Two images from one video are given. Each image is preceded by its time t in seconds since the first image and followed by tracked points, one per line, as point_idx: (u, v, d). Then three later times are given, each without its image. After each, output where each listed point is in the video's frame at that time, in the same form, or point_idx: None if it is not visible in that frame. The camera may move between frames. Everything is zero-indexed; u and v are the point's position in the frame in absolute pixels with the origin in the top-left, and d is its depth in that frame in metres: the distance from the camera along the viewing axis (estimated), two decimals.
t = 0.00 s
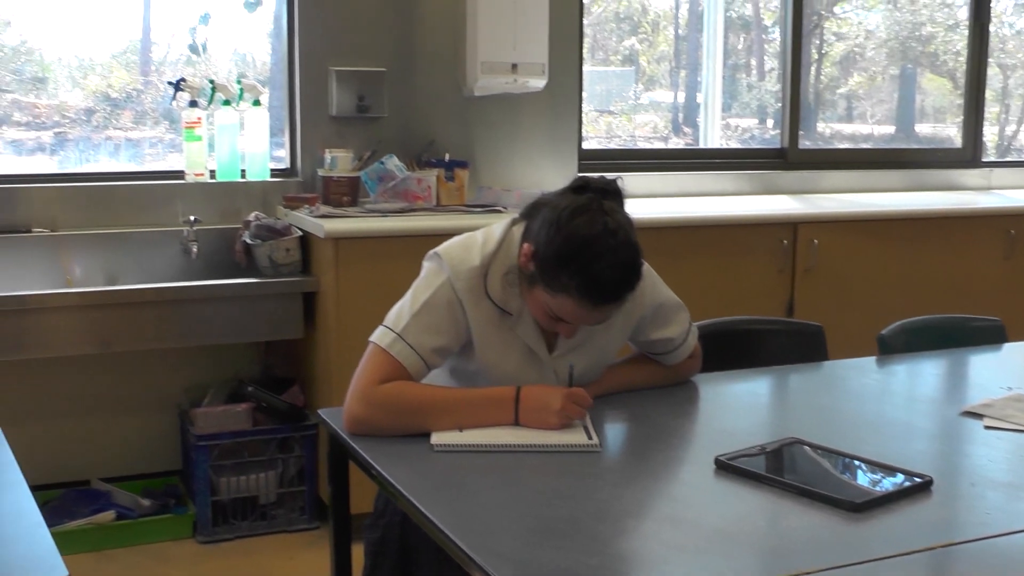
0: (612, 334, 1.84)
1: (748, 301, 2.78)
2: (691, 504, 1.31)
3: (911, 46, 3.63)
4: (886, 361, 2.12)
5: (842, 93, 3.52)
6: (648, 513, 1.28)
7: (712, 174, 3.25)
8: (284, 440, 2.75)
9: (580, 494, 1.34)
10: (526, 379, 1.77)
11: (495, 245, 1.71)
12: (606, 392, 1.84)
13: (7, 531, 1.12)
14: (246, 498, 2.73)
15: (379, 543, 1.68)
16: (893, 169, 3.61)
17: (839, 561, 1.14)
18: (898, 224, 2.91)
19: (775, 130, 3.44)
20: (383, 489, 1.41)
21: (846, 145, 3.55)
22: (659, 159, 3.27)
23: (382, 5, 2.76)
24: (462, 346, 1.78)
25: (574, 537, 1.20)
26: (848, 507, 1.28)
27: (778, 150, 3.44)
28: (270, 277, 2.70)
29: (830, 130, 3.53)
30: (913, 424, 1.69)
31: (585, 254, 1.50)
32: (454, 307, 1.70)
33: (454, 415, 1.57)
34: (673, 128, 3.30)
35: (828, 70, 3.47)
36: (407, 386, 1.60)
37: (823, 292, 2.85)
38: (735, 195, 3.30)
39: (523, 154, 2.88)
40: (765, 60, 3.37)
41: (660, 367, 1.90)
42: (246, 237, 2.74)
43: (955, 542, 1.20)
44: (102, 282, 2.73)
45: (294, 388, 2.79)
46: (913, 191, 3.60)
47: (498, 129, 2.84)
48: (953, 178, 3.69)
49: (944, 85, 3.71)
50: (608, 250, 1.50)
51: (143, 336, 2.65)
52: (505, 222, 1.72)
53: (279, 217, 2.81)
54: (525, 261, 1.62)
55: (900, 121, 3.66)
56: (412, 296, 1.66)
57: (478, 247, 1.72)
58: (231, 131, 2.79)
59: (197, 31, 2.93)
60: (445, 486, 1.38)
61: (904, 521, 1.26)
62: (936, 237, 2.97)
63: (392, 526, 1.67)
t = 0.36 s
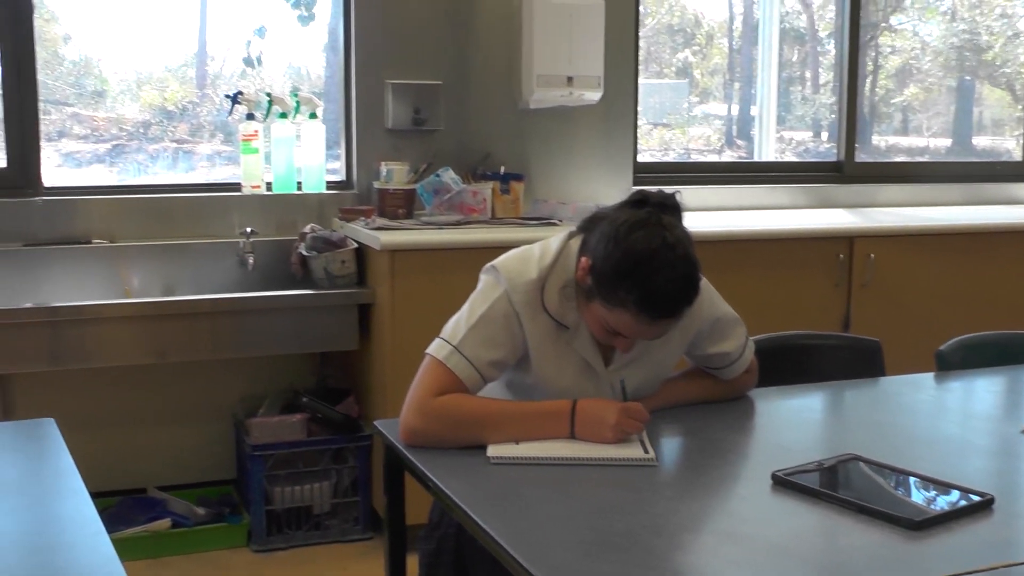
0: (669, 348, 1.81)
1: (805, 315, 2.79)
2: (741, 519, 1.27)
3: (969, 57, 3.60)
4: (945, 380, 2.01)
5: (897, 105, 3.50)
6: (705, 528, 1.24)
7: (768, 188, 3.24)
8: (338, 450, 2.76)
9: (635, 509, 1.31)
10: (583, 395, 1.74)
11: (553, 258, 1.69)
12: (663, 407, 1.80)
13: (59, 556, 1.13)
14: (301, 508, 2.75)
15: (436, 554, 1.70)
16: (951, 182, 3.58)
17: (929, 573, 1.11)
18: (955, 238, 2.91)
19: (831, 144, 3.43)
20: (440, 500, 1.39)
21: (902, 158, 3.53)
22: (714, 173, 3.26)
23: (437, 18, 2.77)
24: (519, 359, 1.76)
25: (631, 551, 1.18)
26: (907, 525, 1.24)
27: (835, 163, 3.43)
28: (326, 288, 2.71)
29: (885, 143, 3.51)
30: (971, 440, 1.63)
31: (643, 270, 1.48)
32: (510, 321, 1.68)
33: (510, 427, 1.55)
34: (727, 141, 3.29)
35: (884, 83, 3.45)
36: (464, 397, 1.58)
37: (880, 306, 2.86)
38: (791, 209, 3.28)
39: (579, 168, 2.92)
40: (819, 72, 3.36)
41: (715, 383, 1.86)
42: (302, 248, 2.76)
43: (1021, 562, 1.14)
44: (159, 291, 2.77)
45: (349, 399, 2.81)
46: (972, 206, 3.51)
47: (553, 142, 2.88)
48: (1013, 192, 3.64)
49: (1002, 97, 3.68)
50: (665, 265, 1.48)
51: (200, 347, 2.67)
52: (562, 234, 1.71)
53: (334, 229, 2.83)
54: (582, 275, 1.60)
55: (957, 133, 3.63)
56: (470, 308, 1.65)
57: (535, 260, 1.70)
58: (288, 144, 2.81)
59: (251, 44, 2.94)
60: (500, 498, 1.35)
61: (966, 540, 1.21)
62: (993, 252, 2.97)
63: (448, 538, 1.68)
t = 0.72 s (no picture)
0: (726, 360, 1.76)
1: (859, 327, 2.80)
2: (802, 528, 1.25)
3: None
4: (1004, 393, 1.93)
5: (952, 115, 3.47)
6: (761, 540, 1.22)
7: (823, 199, 3.22)
8: (390, 458, 2.77)
9: (691, 520, 1.28)
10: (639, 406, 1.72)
11: (609, 268, 1.66)
12: (718, 419, 1.75)
13: (115, 560, 1.16)
14: (354, 515, 2.76)
15: (489, 562, 1.71)
16: (1009, 193, 3.53)
17: None
18: (1010, 250, 2.91)
19: (885, 153, 3.41)
20: (495, 509, 1.37)
21: (958, 168, 3.50)
22: (767, 183, 3.25)
23: (490, 29, 2.79)
24: (574, 369, 1.73)
25: (686, 563, 1.15)
26: (967, 540, 1.20)
27: (890, 173, 3.41)
28: (380, 297, 2.72)
29: (940, 153, 3.48)
30: None
31: (700, 282, 1.44)
32: (566, 331, 1.65)
33: (563, 437, 1.52)
34: (779, 151, 3.28)
35: (939, 92, 3.43)
36: (517, 406, 1.55)
37: (935, 318, 2.86)
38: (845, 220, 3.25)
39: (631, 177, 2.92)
40: (872, 80, 3.35)
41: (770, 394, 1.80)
42: (356, 257, 2.77)
43: None
44: (214, 299, 2.79)
45: (402, 407, 2.82)
46: None
47: (604, 151, 2.88)
48: None
49: None
50: (721, 277, 1.43)
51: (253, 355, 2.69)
52: (619, 244, 1.68)
53: (388, 238, 2.84)
54: (638, 285, 1.56)
55: (1014, 142, 3.59)
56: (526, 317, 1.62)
57: (591, 269, 1.67)
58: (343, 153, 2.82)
59: (305, 54, 2.96)
60: (554, 507, 1.33)
61: None
62: None
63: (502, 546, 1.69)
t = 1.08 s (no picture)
0: (782, 369, 1.73)
1: (915, 337, 2.77)
2: (860, 541, 1.21)
3: None
4: None
5: (1010, 121, 3.43)
6: (821, 551, 1.18)
7: (879, 207, 3.19)
8: (443, 465, 2.76)
9: (746, 530, 1.25)
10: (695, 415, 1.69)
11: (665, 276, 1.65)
12: (773, 428, 1.71)
13: (168, 562, 1.17)
14: (406, 521, 2.76)
15: (543, 570, 1.71)
16: None
17: None
18: None
19: (940, 161, 3.38)
20: (550, 516, 1.35)
21: (1016, 175, 3.45)
22: (820, 191, 3.23)
23: (544, 36, 2.80)
24: (630, 378, 1.72)
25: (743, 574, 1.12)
26: None
27: (946, 181, 3.38)
28: (433, 303, 2.73)
29: (997, 160, 3.44)
30: None
31: (759, 292, 1.42)
32: (622, 339, 1.64)
33: (616, 445, 1.50)
34: (833, 158, 3.27)
35: (996, 98, 3.39)
36: (570, 415, 1.54)
37: (994, 327, 2.85)
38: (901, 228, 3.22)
39: (685, 182, 2.93)
40: (928, 86, 3.33)
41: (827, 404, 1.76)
42: (410, 264, 2.78)
43: None
44: (268, 304, 2.80)
45: (455, 414, 2.82)
46: None
47: (659, 159, 2.89)
48: None
49: None
50: (781, 288, 1.41)
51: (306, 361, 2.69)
52: (676, 253, 1.67)
53: (442, 245, 2.84)
54: (694, 295, 1.55)
55: None
56: (581, 324, 1.62)
57: (647, 278, 1.66)
58: (396, 160, 2.85)
59: (358, 62, 2.97)
60: (609, 517, 1.31)
61: None
62: None
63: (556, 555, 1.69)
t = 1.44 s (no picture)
0: (830, 378, 1.71)
1: (963, 344, 2.75)
2: (910, 551, 1.18)
3: None
4: None
5: None
6: (870, 560, 1.16)
7: (927, 214, 3.17)
8: (489, 470, 2.76)
9: (792, 538, 1.22)
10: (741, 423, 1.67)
11: (714, 283, 1.63)
12: (820, 436, 1.67)
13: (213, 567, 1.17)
14: (451, 526, 2.76)
15: None
16: None
17: None
18: None
19: (988, 167, 3.36)
20: (597, 521, 1.34)
21: None
22: (866, 198, 3.23)
23: (592, 48, 2.86)
24: (678, 386, 1.72)
25: None
26: None
27: (996, 187, 3.36)
28: (480, 309, 2.74)
29: None
30: None
31: (810, 300, 1.38)
32: (670, 346, 1.63)
33: (660, 452, 1.49)
34: (879, 164, 3.27)
35: None
36: (617, 420, 1.53)
37: None
38: (950, 234, 3.20)
39: (731, 190, 2.95)
40: (977, 91, 3.31)
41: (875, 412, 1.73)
42: (457, 270, 2.79)
43: None
44: (314, 309, 2.81)
45: (500, 419, 2.83)
46: None
47: (705, 164, 2.91)
48: None
49: None
50: (830, 297, 1.37)
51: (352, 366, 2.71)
52: (725, 259, 1.65)
53: (489, 251, 2.85)
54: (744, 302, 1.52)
55: None
56: (630, 331, 1.61)
57: (696, 285, 1.64)
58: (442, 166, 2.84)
59: (404, 68, 2.98)
60: (659, 523, 1.29)
61: None
62: None
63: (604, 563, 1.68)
